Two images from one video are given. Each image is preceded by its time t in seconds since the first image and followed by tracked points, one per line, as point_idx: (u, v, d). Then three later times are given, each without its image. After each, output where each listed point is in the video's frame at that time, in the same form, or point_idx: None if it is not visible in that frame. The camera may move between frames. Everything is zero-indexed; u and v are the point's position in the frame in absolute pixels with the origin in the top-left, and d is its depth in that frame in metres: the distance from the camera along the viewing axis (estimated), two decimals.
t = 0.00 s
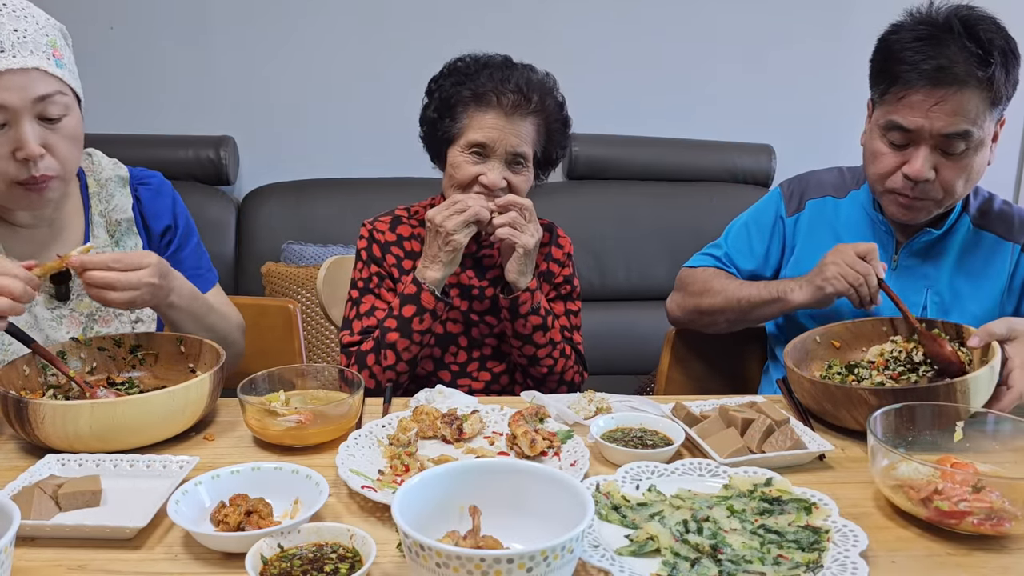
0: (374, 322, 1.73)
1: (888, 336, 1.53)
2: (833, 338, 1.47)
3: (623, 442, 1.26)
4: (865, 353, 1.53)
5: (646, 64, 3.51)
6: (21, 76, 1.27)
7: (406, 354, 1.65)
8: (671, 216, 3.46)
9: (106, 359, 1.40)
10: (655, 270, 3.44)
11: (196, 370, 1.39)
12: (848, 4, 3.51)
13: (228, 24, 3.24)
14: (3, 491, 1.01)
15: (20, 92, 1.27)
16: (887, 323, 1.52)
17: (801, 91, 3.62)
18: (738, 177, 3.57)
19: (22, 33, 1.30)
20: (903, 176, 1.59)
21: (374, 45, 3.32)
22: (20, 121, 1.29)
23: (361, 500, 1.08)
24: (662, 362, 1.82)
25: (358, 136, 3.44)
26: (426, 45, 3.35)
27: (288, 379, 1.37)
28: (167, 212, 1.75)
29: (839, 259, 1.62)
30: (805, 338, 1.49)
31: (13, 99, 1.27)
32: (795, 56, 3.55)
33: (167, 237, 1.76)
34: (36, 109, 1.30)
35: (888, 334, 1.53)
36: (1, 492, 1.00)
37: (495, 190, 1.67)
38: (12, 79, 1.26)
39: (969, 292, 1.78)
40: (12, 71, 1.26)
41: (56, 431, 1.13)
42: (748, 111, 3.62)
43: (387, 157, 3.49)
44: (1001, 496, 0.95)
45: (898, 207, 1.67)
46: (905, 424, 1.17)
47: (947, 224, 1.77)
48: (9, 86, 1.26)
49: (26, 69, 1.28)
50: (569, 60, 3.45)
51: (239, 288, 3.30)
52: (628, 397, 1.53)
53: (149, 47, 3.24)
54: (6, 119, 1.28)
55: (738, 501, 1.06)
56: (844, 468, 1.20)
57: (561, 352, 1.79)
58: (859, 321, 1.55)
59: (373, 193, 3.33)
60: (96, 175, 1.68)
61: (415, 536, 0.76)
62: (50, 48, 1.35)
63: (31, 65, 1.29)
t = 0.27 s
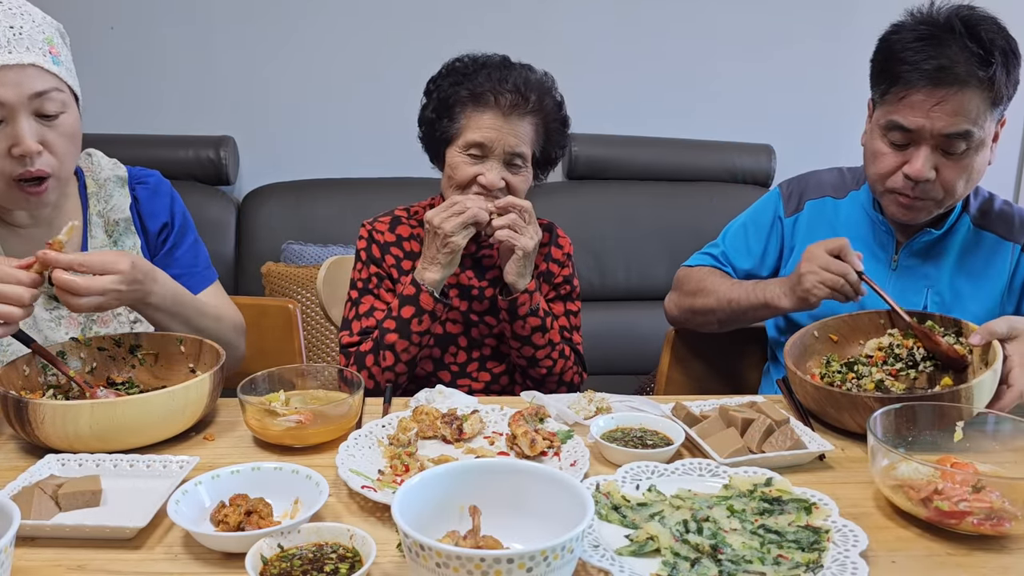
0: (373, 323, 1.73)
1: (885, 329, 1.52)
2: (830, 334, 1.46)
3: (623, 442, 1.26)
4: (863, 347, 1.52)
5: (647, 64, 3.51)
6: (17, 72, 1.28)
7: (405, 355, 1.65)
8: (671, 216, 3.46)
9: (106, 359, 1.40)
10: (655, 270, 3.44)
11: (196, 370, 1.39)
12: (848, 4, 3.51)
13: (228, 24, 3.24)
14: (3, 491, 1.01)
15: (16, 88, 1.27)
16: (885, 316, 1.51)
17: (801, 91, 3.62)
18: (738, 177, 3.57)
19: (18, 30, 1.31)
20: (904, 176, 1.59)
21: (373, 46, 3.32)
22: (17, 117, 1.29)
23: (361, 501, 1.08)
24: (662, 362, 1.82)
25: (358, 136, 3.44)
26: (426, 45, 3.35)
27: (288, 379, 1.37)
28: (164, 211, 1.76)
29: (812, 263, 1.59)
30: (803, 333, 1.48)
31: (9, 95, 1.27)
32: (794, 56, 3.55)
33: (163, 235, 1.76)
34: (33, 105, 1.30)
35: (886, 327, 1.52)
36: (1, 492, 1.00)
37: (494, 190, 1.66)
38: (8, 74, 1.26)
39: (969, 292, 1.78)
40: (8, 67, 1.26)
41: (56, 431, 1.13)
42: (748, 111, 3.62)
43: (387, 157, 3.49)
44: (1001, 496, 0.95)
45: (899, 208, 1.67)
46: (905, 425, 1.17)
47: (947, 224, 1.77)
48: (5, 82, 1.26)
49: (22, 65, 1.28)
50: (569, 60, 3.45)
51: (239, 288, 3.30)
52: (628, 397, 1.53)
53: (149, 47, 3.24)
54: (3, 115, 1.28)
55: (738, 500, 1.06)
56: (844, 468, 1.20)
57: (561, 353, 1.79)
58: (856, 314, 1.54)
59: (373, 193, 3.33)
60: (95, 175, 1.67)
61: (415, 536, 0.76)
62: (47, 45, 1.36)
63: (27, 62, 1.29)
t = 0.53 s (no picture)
0: (372, 324, 1.74)
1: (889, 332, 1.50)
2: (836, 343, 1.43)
3: (623, 442, 1.26)
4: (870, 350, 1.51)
5: (647, 64, 3.51)
6: (16, 70, 1.27)
7: (404, 363, 1.65)
8: (671, 217, 3.45)
9: (106, 359, 1.40)
10: (655, 270, 3.44)
11: (196, 370, 1.39)
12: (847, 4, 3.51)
13: (228, 24, 3.24)
14: (3, 491, 1.01)
15: (15, 86, 1.27)
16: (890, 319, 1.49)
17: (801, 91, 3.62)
18: (738, 177, 3.57)
19: (16, 29, 1.30)
20: (903, 176, 1.59)
21: (373, 46, 3.32)
22: (17, 116, 1.29)
23: (361, 501, 1.08)
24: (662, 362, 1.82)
25: (358, 136, 3.44)
26: (426, 45, 3.35)
27: (288, 379, 1.37)
28: (165, 212, 1.76)
29: (755, 294, 1.55)
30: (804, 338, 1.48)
31: (9, 93, 1.27)
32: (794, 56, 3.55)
33: (164, 236, 1.76)
34: (32, 104, 1.30)
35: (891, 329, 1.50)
36: (1, 492, 1.00)
37: (492, 190, 1.66)
38: (6, 73, 1.26)
39: (969, 292, 1.77)
40: (7, 66, 1.26)
41: (56, 431, 1.13)
42: (748, 111, 3.62)
43: (387, 157, 3.49)
44: (1001, 496, 0.95)
45: (897, 207, 1.67)
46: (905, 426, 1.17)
47: (946, 224, 1.77)
48: (4, 80, 1.26)
49: (21, 63, 1.28)
50: (569, 61, 3.45)
51: (239, 287, 3.30)
52: (628, 397, 1.53)
53: (149, 47, 3.24)
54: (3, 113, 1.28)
55: (738, 501, 1.06)
56: (844, 468, 1.20)
57: (559, 359, 1.79)
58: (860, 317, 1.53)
59: (373, 193, 3.33)
60: (96, 175, 1.67)
61: (415, 536, 0.76)
62: (44, 43, 1.36)
63: (25, 60, 1.29)
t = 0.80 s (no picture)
0: (369, 328, 1.74)
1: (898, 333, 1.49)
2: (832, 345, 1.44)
3: (623, 442, 1.26)
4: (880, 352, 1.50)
5: (647, 63, 3.51)
6: (22, 60, 1.28)
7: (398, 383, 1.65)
8: (671, 217, 3.45)
9: (106, 359, 1.40)
10: (655, 270, 3.44)
11: (196, 370, 1.39)
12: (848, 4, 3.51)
13: (228, 24, 3.24)
14: (3, 491, 1.01)
15: (22, 76, 1.27)
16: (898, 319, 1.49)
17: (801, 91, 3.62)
18: (738, 177, 3.57)
19: (16, 23, 1.31)
20: (902, 177, 1.59)
21: (373, 46, 3.32)
22: (27, 105, 1.29)
23: (361, 501, 1.08)
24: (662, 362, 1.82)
25: (358, 136, 3.44)
26: (426, 44, 3.35)
27: (288, 379, 1.37)
28: (168, 212, 1.76)
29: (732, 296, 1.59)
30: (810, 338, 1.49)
31: (17, 83, 1.27)
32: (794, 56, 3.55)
33: (168, 236, 1.75)
34: (39, 93, 1.30)
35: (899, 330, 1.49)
36: (1, 492, 1.00)
37: (491, 191, 1.66)
38: (12, 63, 1.26)
39: (969, 292, 1.77)
40: (12, 57, 1.26)
41: (56, 431, 1.13)
42: (748, 111, 3.62)
43: (387, 157, 3.49)
44: (1001, 496, 0.95)
45: (896, 208, 1.67)
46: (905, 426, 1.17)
47: (946, 224, 1.76)
48: (10, 71, 1.26)
49: (25, 54, 1.28)
50: (569, 61, 3.45)
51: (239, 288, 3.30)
52: (628, 397, 1.53)
53: (149, 47, 3.24)
54: (11, 103, 1.28)
55: (738, 501, 1.06)
56: (844, 468, 1.20)
57: (561, 370, 1.80)
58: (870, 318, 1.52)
59: (373, 193, 3.33)
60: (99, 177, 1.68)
61: (415, 536, 0.76)
62: (45, 36, 1.36)
63: (29, 51, 1.29)
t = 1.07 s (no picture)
0: (368, 328, 1.74)
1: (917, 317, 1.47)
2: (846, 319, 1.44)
3: (623, 442, 1.26)
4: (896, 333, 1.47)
5: (647, 63, 3.51)
6: (22, 70, 1.27)
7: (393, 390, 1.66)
8: (671, 217, 3.46)
9: (106, 359, 1.40)
10: (655, 270, 3.44)
11: (196, 370, 1.39)
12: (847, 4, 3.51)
13: (228, 24, 3.24)
14: (3, 491, 1.01)
15: (23, 87, 1.28)
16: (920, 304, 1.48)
17: (801, 92, 3.62)
18: (738, 177, 3.57)
19: (12, 31, 1.30)
20: (902, 177, 1.59)
21: (373, 46, 3.32)
22: (30, 115, 1.30)
23: (361, 501, 1.08)
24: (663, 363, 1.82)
25: (358, 136, 3.44)
26: (427, 45, 3.35)
27: (288, 379, 1.37)
28: (169, 211, 1.75)
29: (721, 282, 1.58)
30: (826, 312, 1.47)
31: (17, 94, 1.27)
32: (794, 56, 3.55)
33: (168, 235, 1.75)
34: (40, 102, 1.31)
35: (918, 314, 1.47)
36: (1, 492, 1.00)
37: (491, 191, 1.66)
38: (12, 75, 1.26)
39: (969, 292, 1.78)
40: (12, 68, 1.26)
41: (56, 430, 1.13)
42: (748, 111, 3.62)
43: (386, 156, 3.49)
44: (1001, 496, 0.95)
45: (896, 208, 1.67)
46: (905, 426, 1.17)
47: (946, 224, 1.76)
48: (10, 83, 1.26)
49: (25, 63, 1.28)
50: (569, 61, 3.46)
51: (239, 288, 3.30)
52: (628, 397, 1.53)
53: (149, 47, 3.24)
54: (12, 113, 1.28)
55: (738, 500, 1.06)
56: (844, 468, 1.20)
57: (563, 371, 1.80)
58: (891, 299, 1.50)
59: (373, 193, 3.33)
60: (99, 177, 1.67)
61: (415, 536, 0.76)
62: (41, 40, 1.35)
63: (30, 60, 1.29)
